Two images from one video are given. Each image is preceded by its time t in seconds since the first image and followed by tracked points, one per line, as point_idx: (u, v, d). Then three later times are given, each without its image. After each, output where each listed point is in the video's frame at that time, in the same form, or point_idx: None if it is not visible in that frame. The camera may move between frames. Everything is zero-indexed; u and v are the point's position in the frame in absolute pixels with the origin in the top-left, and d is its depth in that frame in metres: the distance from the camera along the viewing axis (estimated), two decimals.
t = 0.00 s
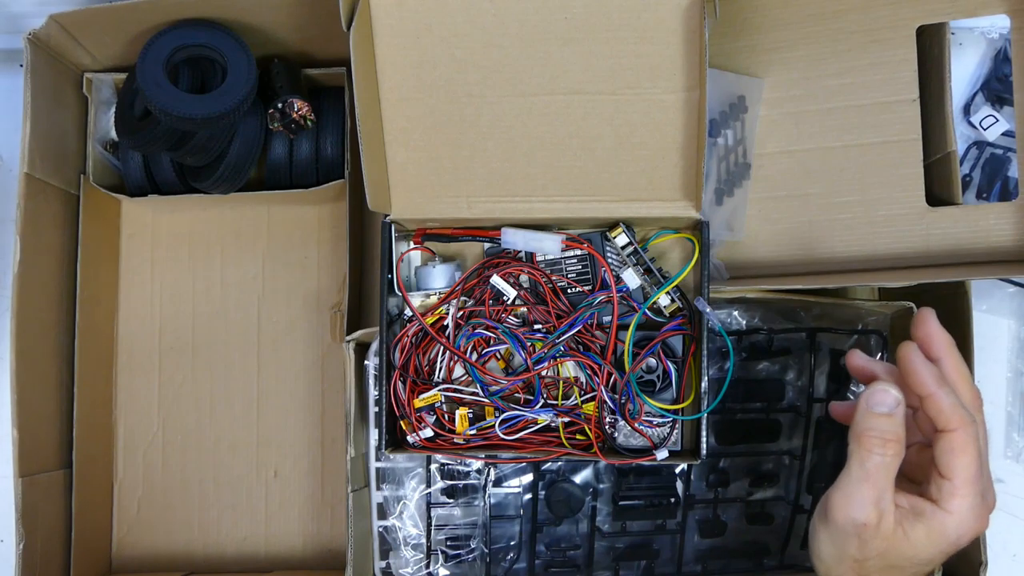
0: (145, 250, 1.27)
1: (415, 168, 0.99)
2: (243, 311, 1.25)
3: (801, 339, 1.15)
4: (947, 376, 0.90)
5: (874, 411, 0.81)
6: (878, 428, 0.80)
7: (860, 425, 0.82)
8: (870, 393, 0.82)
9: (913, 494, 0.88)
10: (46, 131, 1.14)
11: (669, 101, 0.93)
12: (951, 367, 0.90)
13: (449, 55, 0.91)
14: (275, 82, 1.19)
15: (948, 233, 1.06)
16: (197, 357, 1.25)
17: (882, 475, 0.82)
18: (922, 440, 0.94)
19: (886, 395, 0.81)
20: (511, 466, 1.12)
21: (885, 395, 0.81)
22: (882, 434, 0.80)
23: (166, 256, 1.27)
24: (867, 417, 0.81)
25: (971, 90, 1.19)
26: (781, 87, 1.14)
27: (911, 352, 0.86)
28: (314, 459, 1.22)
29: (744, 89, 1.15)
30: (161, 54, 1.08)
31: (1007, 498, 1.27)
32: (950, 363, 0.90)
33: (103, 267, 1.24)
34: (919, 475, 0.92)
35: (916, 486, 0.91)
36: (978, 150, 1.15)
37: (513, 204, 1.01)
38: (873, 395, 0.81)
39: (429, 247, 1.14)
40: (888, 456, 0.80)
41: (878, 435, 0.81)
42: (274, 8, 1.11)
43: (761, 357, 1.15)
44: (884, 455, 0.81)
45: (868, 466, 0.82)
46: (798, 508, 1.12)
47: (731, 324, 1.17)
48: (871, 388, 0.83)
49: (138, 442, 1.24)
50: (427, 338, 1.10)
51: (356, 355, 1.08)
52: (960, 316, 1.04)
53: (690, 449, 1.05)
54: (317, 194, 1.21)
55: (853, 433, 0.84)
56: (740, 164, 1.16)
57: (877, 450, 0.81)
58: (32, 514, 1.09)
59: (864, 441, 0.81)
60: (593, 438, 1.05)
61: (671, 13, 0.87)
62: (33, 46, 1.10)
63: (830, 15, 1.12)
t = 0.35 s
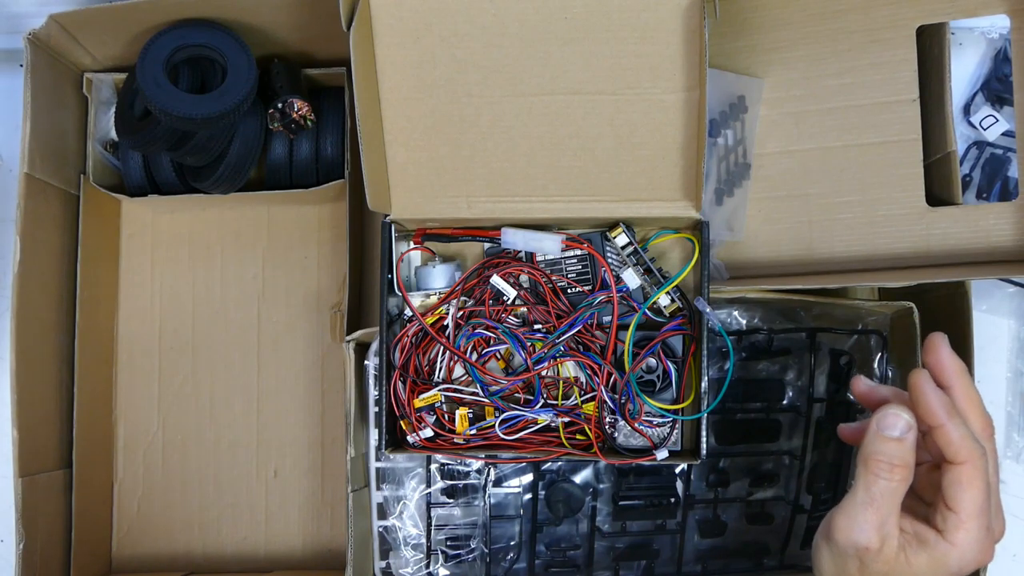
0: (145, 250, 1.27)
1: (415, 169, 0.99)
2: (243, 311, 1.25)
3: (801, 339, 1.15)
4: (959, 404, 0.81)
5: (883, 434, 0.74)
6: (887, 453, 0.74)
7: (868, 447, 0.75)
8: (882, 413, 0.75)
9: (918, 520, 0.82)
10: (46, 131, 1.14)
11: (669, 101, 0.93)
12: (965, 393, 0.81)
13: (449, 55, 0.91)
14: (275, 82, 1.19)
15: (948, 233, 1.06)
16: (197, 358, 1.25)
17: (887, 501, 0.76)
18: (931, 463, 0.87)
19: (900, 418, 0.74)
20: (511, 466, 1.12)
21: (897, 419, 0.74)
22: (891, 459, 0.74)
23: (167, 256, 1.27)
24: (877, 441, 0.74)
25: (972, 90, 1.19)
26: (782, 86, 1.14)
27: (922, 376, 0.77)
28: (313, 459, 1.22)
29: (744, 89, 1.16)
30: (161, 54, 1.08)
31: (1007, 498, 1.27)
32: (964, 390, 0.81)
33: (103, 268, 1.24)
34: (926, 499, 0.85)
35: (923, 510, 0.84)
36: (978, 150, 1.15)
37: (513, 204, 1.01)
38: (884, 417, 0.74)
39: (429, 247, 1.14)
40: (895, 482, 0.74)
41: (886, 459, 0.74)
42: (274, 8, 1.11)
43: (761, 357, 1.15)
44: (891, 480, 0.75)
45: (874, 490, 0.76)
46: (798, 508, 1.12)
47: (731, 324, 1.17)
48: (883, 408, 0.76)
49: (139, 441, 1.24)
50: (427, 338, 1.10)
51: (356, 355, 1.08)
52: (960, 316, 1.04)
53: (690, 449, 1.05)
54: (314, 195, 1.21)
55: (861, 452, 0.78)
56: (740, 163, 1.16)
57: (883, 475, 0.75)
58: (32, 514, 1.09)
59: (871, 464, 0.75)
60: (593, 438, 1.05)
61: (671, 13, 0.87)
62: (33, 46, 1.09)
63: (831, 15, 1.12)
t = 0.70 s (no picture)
0: (145, 250, 1.27)
1: (415, 169, 0.99)
2: (243, 311, 1.25)
3: (801, 339, 1.15)
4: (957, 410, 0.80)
5: (883, 444, 0.73)
6: (888, 464, 0.73)
7: (869, 458, 0.75)
8: (882, 422, 0.75)
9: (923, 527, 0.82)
10: (46, 131, 1.14)
11: (669, 101, 0.93)
12: (965, 397, 0.80)
13: (449, 55, 0.91)
14: (275, 82, 1.19)
15: (948, 233, 1.06)
16: (198, 358, 1.25)
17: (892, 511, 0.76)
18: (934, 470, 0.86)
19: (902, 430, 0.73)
20: (511, 467, 1.12)
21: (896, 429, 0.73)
22: (892, 470, 0.73)
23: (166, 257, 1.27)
24: (877, 451, 0.74)
25: (972, 90, 1.19)
26: (782, 86, 1.14)
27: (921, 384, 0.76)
28: (314, 459, 1.22)
29: (744, 89, 1.16)
30: (161, 54, 1.08)
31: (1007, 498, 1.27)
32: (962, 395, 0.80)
33: (103, 268, 1.24)
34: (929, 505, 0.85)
35: (928, 514, 0.84)
36: (978, 150, 1.16)
37: (513, 204, 1.01)
38: (885, 426, 0.74)
39: (429, 247, 1.14)
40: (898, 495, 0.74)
41: (887, 469, 0.74)
42: (274, 8, 1.11)
43: (761, 357, 1.15)
44: (893, 491, 0.74)
45: (875, 500, 0.76)
46: (798, 507, 1.12)
47: (731, 324, 1.17)
48: (883, 416, 0.75)
49: (138, 441, 1.24)
50: (427, 338, 1.10)
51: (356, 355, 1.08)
52: (960, 316, 1.04)
53: (690, 449, 1.05)
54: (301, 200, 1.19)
55: (861, 460, 0.78)
56: (740, 164, 1.16)
57: (886, 485, 0.75)
58: (32, 513, 1.08)
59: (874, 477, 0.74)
60: (593, 438, 1.05)
61: (671, 13, 0.87)
62: (33, 46, 1.10)
63: (831, 15, 1.12)
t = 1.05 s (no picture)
0: (145, 251, 1.27)
1: (415, 168, 0.99)
2: (243, 312, 1.25)
3: (801, 339, 1.15)
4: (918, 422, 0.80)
5: (858, 477, 0.71)
6: (865, 498, 0.72)
7: (845, 493, 0.73)
8: (854, 453, 0.72)
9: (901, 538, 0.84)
10: (46, 131, 1.14)
11: (669, 101, 0.93)
12: (935, 414, 0.81)
13: (449, 55, 0.91)
14: (275, 82, 1.19)
15: (948, 233, 1.06)
16: (198, 358, 1.25)
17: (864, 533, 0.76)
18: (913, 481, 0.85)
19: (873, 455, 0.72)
20: (511, 467, 1.12)
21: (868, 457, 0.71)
22: (869, 504, 0.72)
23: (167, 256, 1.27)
24: (853, 486, 0.72)
25: (972, 90, 1.19)
26: (782, 87, 1.14)
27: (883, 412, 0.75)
28: (313, 459, 1.22)
29: (744, 89, 1.16)
30: (160, 54, 1.08)
31: (1007, 498, 1.27)
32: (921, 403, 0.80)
33: (103, 268, 1.24)
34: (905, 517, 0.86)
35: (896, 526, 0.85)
36: (978, 150, 1.16)
37: (513, 204, 1.01)
38: (857, 459, 0.71)
39: (429, 247, 1.14)
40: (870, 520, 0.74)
41: (863, 503, 0.72)
42: (275, 8, 1.11)
43: (761, 357, 1.15)
44: (869, 523, 0.73)
45: (852, 533, 0.75)
46: (798, 508, 1.12)
47: (731, 324, 1.17)
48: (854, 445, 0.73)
49: (138, 441, 1.24)
50: (427, 338, 1.10)
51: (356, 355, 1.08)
52: (960, 316, 1.04)
53: (690, 449, 1.05)
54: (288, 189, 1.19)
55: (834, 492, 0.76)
56: (740, 164, 1.16)
57: (862, 519, 0.73)
58: (32, 514, 1.08)
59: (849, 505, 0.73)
60: (593, 438, 1.05)
61: (671, 13, 0.87)
62: (33, 46, 1.10)
63: (831, 15, 1.12)
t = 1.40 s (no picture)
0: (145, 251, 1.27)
1: (415, 169, 0.99)
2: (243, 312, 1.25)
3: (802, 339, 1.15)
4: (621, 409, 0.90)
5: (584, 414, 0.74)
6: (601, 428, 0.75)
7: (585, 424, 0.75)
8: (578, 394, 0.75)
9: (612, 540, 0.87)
10: (46, 131, 1.14)
11: (669, 101, 0.93)
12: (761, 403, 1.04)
13: (449, 55, 0.91)
14: (275, 82, 1.19)
15: (948, 233, 1.06)
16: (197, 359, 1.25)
17: (609, 535, 0.81)
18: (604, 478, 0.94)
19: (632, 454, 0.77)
20: (511, 467, 1.12)
21: (580, 415, 0.75)
22: (610, 431, 0.75)
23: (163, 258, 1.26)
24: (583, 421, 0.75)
25: (972, 90, 1.20)
26: (782, 87, 1.14)
27: (575, 416, 0.75)
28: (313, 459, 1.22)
29: (744, 89, 1.16)
30: (161, 54, 1.08)
31: (1007, 498, 1.27)
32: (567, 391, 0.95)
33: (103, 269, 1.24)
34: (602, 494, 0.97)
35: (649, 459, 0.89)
36: (978, 150, 1.16)
37: (512, 205, 1.01)
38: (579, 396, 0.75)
39: (429, 247, 1.15)
40: (640, 526, 0.78)
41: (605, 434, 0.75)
42: (275, 8, 1.11)
43: (761, 357, 1.15)
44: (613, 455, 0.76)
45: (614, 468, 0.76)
46: (798, 508, 1.12)
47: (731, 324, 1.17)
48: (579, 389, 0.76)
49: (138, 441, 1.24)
50: (427, 338, 1.09)
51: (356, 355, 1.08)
52: (960, 316, 1.04)
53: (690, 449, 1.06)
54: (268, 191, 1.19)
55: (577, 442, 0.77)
56: (740, 164, 1.16)
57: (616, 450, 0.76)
58: (32, 514, 1.08)
59: (656, 500, 0.79)
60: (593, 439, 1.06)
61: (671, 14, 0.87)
62: (33, 46, 1.09)
63: (830, 16, 1.12)
